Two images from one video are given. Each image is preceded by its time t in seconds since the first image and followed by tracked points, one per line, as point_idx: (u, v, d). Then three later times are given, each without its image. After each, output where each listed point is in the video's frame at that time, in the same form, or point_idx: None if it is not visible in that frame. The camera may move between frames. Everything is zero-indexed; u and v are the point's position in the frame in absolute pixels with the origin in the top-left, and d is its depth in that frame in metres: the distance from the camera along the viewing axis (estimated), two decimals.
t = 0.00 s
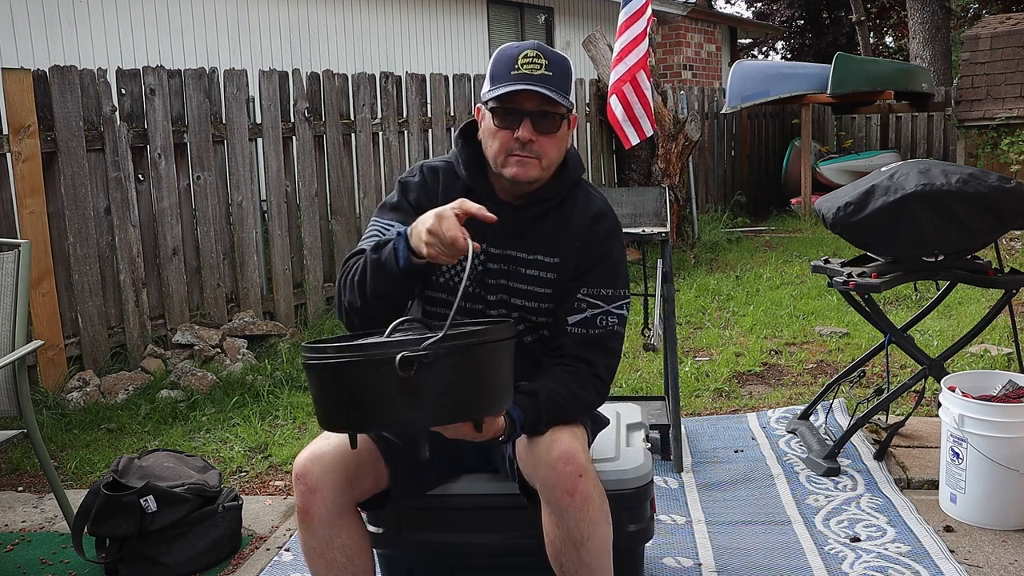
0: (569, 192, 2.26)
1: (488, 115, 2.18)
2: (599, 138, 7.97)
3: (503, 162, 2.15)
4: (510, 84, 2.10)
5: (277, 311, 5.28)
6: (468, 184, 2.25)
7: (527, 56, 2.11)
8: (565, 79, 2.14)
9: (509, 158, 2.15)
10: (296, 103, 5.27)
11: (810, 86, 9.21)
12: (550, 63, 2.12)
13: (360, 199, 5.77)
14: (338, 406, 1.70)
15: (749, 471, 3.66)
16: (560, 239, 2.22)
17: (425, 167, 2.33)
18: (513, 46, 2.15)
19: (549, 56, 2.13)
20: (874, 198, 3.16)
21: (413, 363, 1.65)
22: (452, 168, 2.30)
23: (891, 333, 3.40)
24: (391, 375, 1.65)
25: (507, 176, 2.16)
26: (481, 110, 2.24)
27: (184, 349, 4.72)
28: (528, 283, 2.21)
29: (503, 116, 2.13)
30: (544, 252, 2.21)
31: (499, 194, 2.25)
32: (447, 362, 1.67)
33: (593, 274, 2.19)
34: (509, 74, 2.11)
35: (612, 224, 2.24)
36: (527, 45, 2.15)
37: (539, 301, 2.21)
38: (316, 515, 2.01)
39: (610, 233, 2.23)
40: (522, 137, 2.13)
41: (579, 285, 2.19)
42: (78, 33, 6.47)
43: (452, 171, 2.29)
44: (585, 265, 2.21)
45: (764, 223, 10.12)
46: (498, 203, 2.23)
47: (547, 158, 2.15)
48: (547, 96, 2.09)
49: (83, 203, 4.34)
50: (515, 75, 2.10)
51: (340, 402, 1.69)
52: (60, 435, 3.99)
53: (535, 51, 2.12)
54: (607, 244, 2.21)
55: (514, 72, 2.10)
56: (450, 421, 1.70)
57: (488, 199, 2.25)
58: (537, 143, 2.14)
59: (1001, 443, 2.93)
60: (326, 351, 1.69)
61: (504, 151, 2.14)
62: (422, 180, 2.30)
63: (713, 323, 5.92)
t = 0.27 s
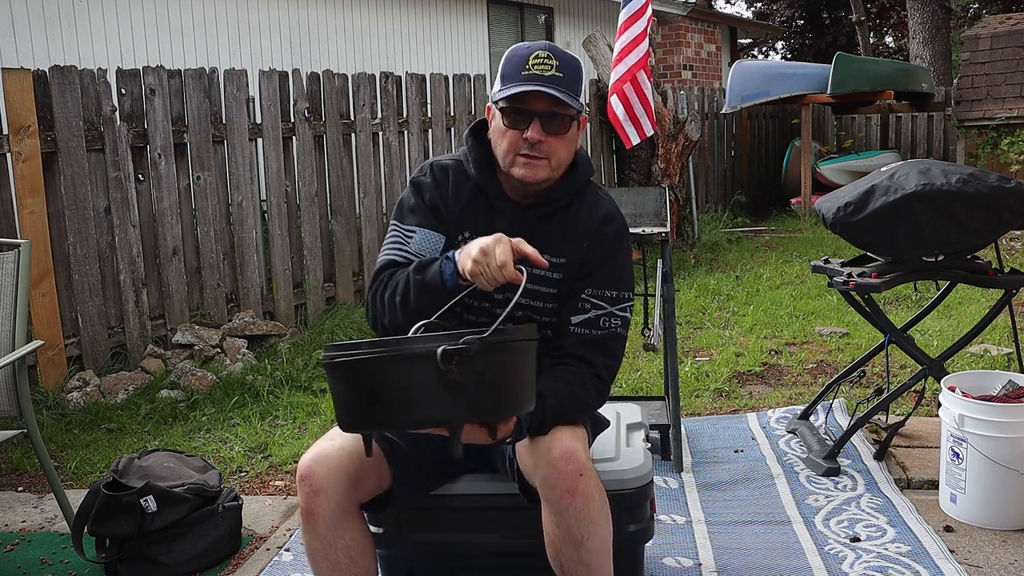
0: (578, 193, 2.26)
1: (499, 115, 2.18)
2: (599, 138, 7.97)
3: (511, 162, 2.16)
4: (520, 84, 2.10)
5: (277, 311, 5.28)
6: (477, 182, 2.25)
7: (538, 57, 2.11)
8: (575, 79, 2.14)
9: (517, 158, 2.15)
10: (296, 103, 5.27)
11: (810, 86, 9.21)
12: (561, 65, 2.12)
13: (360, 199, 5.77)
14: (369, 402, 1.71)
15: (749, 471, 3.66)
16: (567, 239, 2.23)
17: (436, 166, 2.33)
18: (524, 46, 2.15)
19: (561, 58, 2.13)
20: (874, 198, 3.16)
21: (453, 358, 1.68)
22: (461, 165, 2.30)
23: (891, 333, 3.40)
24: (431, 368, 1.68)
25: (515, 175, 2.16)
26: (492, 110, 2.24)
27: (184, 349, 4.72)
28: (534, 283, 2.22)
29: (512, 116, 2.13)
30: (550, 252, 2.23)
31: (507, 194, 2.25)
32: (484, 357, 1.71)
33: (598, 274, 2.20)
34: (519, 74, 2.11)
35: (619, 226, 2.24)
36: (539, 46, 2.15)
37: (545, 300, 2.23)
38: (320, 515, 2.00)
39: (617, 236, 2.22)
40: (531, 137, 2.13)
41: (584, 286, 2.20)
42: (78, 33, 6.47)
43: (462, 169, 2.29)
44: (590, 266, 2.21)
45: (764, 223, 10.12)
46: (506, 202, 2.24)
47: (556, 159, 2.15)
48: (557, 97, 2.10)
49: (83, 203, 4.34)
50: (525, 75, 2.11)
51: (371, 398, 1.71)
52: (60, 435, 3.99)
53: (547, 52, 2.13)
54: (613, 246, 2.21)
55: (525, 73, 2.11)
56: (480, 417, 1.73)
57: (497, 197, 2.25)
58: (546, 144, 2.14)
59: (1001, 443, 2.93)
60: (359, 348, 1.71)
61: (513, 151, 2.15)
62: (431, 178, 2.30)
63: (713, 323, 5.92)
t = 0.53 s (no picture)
0: (583, 194, 2.26)
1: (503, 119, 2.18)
2: (599, 138, 7.97)
3: (516, 167, 2.16)
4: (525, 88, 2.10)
5: (277, 311, 5.28)
6: (483, 183, 2.26)
7: (543, 61, 2.11)
8: (580, 84, 2.13)
9: (521, 163, 2.15)
10: (296, 103, 5.26)
11: (810, 86, 9.21)
12: (566, 69, 2.11)
13: (360, 199, 5.77)
14: (397, 413, 1.70)
15: (749, 471, 3.66)
16: (573, 238, 2.23)
17: (441, 166, 2.33)
18: (530, 48, 2.15)
19: (566, 61, 2.12)
20: (874, 198, 3.16)
21: (481, 360, 1.68)
22: (467, 166, 2.30)
23: (891, 333, 3.40)
24: (460, 373, 1.68)
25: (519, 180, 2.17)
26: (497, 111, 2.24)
27: (184, 349, 4.72)
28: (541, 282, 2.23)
29: (518, 120, 2.12)
30: (556, 253, 2.24)
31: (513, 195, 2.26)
32: (510, 358, 1.71)
33: (604, 274, 2.20)
34: (524, 78, 2.11)
35: (625, 225, 2.24)
36: (544, 49, 2.14)
37: (552, 299, 2.23)
38: (325, 518, 1.99)
39: (622, 235, 2.23)
40: (535, 142, 2.13)
41: (590, 285, 2.20)
42: (78, 33, 6.47)
43: (468, 170, 2.29)
44: (597, 265, 2.22)
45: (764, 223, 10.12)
46: (512, 203, 2.25)
47: (560, 164, 2.15)
48: (562, 101, 2.09)
49: (83, 203, 4.34)
50: (530, 79, 2.10)
51: (399, 408, 1.70)
52: (60, 435, 3.99)
53: (552, 56, 2.12)
54: (618, 246, 2.22)
55: (529, 77, 2.10)
56: (509, 419, 1.73)
57: (503, 198, 2.25)
58: (550, 149, 2.14)
59: (1001, 443, 2.93)
60: (382, 357, 1.70)
61: (517, 155, 2.15)
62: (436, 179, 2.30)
63: (713, 323, 5.92)
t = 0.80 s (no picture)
0: (588, 198, 2.26)
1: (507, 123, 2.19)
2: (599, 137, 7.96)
3: (518, 171, 2.17)
4: (528, 95, 2.11)
5: (277, 311, 5.28)
6: (490, 183, 2.27)
7: (548, 68, 2.11)
8: (585, 93, 2.13)
9: (523, 167, 2.16)
10: (296, 102, 5.26)
11: (810, 86, 9.21)
12: (570, 78, 2.12)
13: (360, 199, 5.77)
14: (408, 416, 1.68)
15: (749, 471, 3.66)
16: (579, 239, 2.23)
17: (448, 165, 2.33)
18: (538, 55, 2.17)
19: (571, 70, 2.13)
20: (874, 198, 3.16)
21: (495, 371, 1.65)
22: (474, 165, 2.31)
23: (892, 333, 3.40)
24: (472, 383, 1.65)
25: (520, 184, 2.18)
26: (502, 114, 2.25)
27: (184, 349, 4.72)
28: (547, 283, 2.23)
29: (520, 124, 2.12)
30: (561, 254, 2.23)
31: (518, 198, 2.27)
32: (525, 370, 1.68)
33: (609, 275, 2.20)
34: (529, 85, 2.12)
35: (630, 228, 2.24)
36: (550, 55, 2.15)
37: (557, 300, 2.23)
38: (328, 518, 1.96)
39: (628, 237, 2.23)
40: (536, 149, 2.13)
41: (596, 286, 2.20)
42: (78, 33, 6.47)
43: (475, 170, 2.30)
44: (603, 267, 2.22)
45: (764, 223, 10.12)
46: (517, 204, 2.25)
47: (561, 170, 2.16)
48: (560, 108, 2.09)
49: (83, 203, 4.34)
50: (534, 86, 2.11)
51: (410, 411, 1.68)
52: (60, 435, 3.98)
53: (558, 64, 2.13)
54: (624, 247, 2.22)
55: (534, 84, 2.11)
56: (519, 432, 1.70)
57: (509, 199, 2.26)
58: (550, 156, 2.14)
59: (1001, 443, 2.93)
60: (398, 356, 1.68)
61: (519, 160, 2.16)
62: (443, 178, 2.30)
63: (713, 323, 5.92)
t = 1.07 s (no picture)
0: (589, 199, 2.26)
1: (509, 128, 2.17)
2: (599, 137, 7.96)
3: (520, 176, 2.16)
4: (530, 102, 2.09)
5: (277, 311, 5.28)
6: (491, 184, 2.25)
7: (550, 74, 2.09)
8: (587, 99, 2.11)
9: (525, 173, 2.15)
10: (296, 103, 5.26)
11: (810, 86, 9.21)
12: (572, 84, 2.10)
13: (360, 198, 5.77)
14: (399, 427, 1.67)
15: (749, 471, 3.66)
16: (581, 239, 2.22)
17: (450, 164, 2.32)
18: (540, 59, 2.14)
19: (573, 76, 2.10)
20: (874, 198, 3.16)
21: (483, 385, 1.63)
22: (476, 165, 2.30)
23: (891, 333, 3.40)
24: (458, 396, 1.63)
25: (522, 190, 2.17)
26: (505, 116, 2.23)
27: (184, 349, 4.72)
28: (549, 284, 2.22)
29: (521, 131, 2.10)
30: (563, 254, 2.22)
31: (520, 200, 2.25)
32: (515, 382, 1.65)
33: (611, 275, 2.21)
34: (530, 91, 2.10)
35: (631, 227, 2.24)
36: (553, 60, 2.13)
37: (560, 301, 2.23)
38: (323, 516, 1.98)
39: (629, 235, 2.24)
40: (537, 156, 2.11)
41: (599, 286, 2.20)
42: (78, 33, 6.47)
43: (476, 170, 2.28)
44: (605, 266, 2.22)
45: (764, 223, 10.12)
46: (519, 205, 2.23)
47: (563, 176, 2.15)
48: (562, 116, 2.06)
49: (83, 203, 4.34)
50: (536, 92, 2.09)
51: (396, 423, 1.67)
52: (60, 435, 3.99)
53: (560, 70, 2.10)
54: (626, 246, 2.23)
55: (536, 90, 2.09)
56: (507, 446, 1.67)
57: (509, 200, 2.24)
58: (551, 163, 2.12)
59: (1001, 442, 2.93)
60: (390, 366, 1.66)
61: (521, 166, 2.15)
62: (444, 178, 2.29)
63: (713, 323, 5.92)
